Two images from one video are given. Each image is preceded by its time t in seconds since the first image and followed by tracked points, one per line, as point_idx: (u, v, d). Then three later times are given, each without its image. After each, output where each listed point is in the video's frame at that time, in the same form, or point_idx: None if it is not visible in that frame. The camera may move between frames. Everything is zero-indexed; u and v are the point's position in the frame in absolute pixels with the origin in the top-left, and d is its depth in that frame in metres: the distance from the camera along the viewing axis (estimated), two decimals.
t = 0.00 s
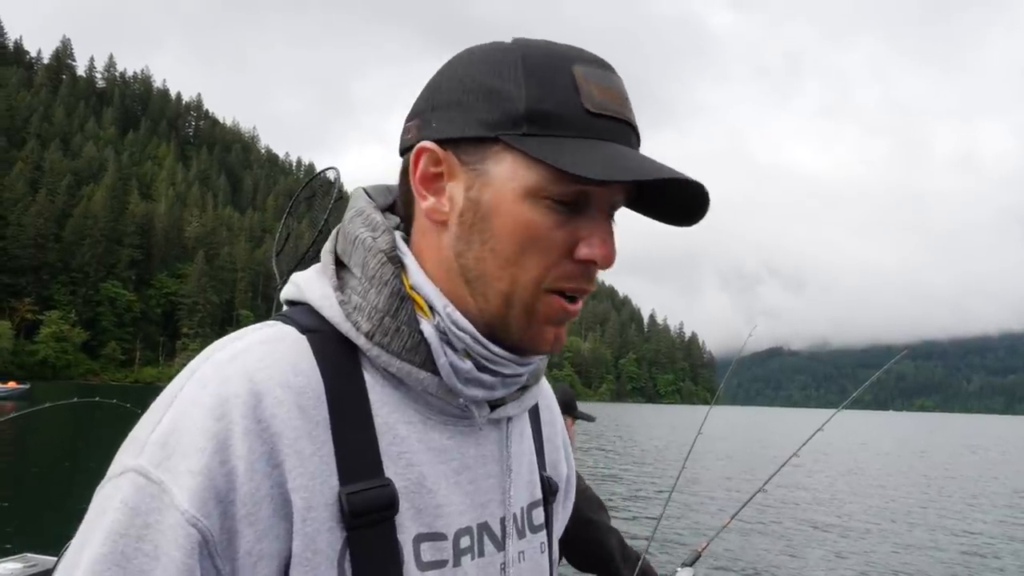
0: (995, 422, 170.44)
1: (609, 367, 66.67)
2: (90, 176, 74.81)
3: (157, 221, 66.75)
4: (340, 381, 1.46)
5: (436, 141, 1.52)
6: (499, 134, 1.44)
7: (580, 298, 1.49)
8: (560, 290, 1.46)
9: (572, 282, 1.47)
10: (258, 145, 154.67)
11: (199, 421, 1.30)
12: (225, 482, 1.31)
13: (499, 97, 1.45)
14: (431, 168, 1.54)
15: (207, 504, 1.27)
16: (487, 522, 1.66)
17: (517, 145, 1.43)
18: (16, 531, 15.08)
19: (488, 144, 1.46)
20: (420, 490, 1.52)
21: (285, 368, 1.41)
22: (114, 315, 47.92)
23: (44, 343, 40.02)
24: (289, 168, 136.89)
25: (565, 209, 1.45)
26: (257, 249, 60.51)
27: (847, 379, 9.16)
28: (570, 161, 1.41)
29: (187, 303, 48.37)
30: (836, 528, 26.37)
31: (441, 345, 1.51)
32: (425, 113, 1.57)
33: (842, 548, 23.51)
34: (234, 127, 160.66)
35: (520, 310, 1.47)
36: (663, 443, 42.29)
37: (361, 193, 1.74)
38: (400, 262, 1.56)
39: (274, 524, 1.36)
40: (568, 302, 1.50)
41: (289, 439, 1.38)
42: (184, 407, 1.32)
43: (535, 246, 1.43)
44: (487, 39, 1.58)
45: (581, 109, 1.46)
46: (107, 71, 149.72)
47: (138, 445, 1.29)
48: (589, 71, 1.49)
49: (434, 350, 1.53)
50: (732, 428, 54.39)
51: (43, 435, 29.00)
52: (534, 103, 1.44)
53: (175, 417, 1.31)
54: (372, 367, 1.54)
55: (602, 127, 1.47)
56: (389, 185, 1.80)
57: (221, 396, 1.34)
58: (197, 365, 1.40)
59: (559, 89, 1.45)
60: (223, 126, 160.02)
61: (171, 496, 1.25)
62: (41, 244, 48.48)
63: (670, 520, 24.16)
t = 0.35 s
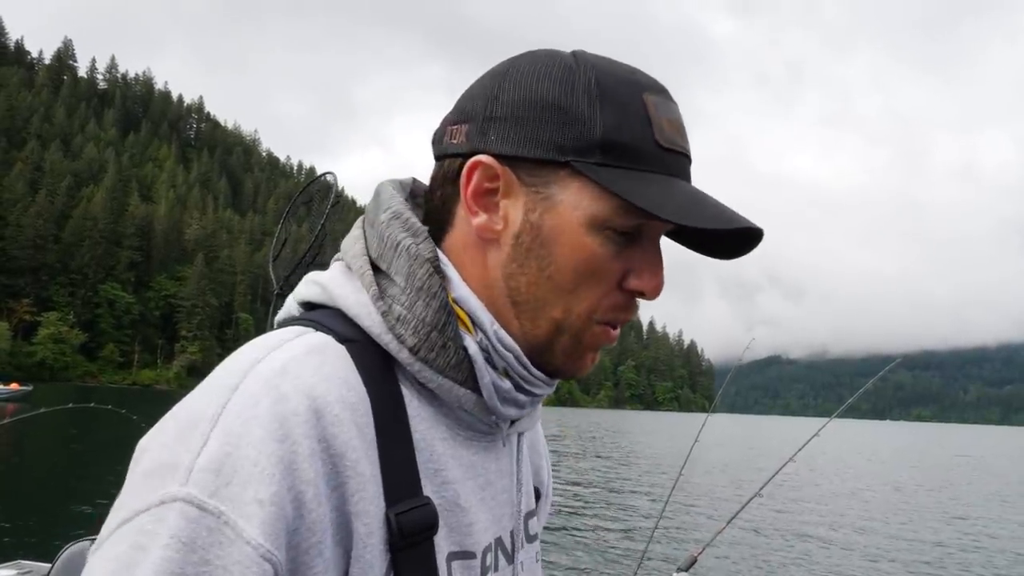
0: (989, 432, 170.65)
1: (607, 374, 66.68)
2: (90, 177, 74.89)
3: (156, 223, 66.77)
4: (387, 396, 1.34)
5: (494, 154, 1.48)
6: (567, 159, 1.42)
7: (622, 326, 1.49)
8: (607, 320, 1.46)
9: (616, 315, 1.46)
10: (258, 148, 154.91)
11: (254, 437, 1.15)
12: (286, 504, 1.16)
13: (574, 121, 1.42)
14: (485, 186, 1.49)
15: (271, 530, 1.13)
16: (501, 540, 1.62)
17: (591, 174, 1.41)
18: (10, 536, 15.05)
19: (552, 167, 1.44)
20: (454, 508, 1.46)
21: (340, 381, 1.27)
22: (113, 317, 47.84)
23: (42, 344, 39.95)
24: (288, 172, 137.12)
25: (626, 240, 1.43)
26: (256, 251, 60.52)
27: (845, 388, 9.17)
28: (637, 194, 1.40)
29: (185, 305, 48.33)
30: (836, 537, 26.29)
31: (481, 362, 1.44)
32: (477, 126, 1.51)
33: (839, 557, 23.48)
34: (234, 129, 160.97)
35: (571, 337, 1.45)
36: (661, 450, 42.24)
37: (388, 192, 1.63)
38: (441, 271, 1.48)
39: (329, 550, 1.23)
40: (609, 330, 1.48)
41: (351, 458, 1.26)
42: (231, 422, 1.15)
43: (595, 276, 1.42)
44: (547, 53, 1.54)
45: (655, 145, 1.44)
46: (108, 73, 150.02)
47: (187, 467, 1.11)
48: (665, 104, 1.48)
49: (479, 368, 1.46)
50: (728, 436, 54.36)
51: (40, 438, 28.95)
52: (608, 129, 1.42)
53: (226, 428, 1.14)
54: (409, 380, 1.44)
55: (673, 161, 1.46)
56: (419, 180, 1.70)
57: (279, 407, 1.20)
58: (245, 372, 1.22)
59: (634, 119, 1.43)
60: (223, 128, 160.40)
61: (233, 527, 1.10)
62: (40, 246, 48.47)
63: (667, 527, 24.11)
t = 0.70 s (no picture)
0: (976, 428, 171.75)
1: (598, 371, 66.82)
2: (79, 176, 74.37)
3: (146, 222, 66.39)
4: (400, 387, 1.31)
5: (488, 140, 1.48)
6: (560, 138, 1.44)
7: (616, 304, 1.53)
8: (604, 294, 1.49)
9: (607, 295, 1.50)
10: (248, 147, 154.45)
11: (290, 431, 1.09)
12: (324, 506, 1.10)
13: (564, 101, 1.44)
14: (479, 170, 1.49)
15: (316, 522, 1.08)
16: (507, 532, 1.62)
17: (584, 153, 1.43)
18: None
19: (545, 146, 1.45)
20: (468, 500, 1.46)
21: (360, 372, 1.23)
22: (103, 317, 47.51)
23: (31, 344, 39.59)
24: (279, 171, 136.78)
25: (617, 217, 1.47)
26: (246, 250, 60.31)
27: (833, 384, 9.22)
28: (626, 167, 1.43)
29: (176, 304, 48.06)
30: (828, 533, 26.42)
31: (489, 347, 1.44)
32: (466, 111, 1.51)
33: (830, 552, 23.60)
34: (224, 128, 160.18)
35: (570, 312, 1.48)
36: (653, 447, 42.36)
37: (379, 178, 1.58)
38: (446, 256, 1.45)
39: (371, 551, 1.18)
40: (603, 309, 1.52)
41: (381, 445, 1.22)
42: (261, 417, 1.09)
43: (590, 252, 1.45)
44: (532, 36, 1.54)
45: (640, 120, 1.47)
46: (97, 72, 149.16)
47: (219, 470, 1.04)
48: (646, 83, 1.51)
49: (486, 355, 1.46)
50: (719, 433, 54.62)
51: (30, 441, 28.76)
52: (600, 109, 1.44)
53: (253, 426, 1.08)
54: (417, 369, 1.42)
55: (660, 136, 1.49)
56: (416, 168, 1.68)
57: (310, 402, 1.13)
58: (264, 366, 1.15)
59: (621, 94, 1.45)
60: (213, 127, 159.56)
61: (279, 526, 1.05)
62: (29, 246, 48.14)
63: (659, 523, 24.19)
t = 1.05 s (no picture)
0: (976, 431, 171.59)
1: (596, 373, 66.87)
2: (77, 176, 74.38)
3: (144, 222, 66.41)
4: (393, 387, 1.33)
5: (469, 135, 1.49)
6: (535, 125, 1.46)
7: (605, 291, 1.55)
8: (592, 281, 1.52)
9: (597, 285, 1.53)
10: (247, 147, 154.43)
11: (286, 441, 1.10)
12: (324, 511, 1.11)
13: (536, 88, 1.46)
14: (456, 166, 1.51)
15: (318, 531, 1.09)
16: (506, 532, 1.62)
17: (558, 138, 1.46)
18: None
19: (521, 134, 1.47)
20: (469, 499, 1.47)
21: (348, 375, 1.23)
22: (100, 317, 47.43)
23: (28, 344, 39.58)
24: (278, 171, 136.79)
25: (600, 203, 1.49)
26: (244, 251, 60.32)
27: (831, 387, 9.25)
28: (604, 151, 1.45)
29: (174, 304, 48.04)
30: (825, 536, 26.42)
31: (484, 345, 1.46)
32: (440, 106, 1.53)
33: (826, 555, 23.63)
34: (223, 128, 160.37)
35: (557, 306, 1.50)
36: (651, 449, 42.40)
37: (365, 181, 1.59)
38: (435, 257, 1.46)
39: (374, 557, 1.18)
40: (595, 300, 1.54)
41: (378, 448, 1.23)
42: (257, 429, 1.09)
43: (575, 241, 1.47)
44: (502, 29, 1.57)
45: (616, 100, 1.49)
46: (96, 72, 149.26)
47: (215, 484, 1.05)
48: (619, 66, 1.54)
49: (478, 351, 1.47)
50: (717, 435, 54.63)
51: (27, 441, 28.79)
52: (575, 93, 1.46)
53: (248, 430, 1.09)
54: (410, 372, 1.43)
55: (637, 115, 1.51)
56: (401, 170, 1.69)
57: (303, 409, 1.14)
58: (253, 377, 1.15)
59: (592, 78, 1.48)
60: (212, 126, 159.69)
61: (280, 536, 1.05)
62: (26, 245, 48.16)
63: (656, 525, 24.22)
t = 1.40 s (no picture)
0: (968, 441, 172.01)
1: (590, 378, 66.87)
2: (71, 174, 74.12)
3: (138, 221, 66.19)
4: (363, 392, 1.37)
5: (423, 143, 1.52)
6: (480, 128, 1.49)
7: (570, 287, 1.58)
8: (553, 279, 1.54)
9: (561, 279, 1.55)
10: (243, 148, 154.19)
11: (239, 447, 1.15)
12: (279, 515, 1.14)
13: (478, 92, 1.49)
14: (407, 174, 1.55)
15: (270, 533, 1.13)
16: (491, 525, 1.67)
17: (503, 139, 1.48)
18: None
19: (468, 139, 1.50)
20: (442, 500, 1.51)
21: (303, 378, 1.27)
22: (92, 316, 47.14)
23: (18, 343, 39.32)
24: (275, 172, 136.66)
25: (554, 201, 1.52)
26: (238, 251, 60.15)
27: (823, 396, 9.27)
28: (552, 148, 1.47)
29: (166, 305, 47.84)
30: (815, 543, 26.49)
31: (449, 345, 1.50)
32: (389, 116, 1.57)
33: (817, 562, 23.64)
34: (219, 128, 160.34)
35: (521, 303, 1.53)
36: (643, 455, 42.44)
37: (333, 190, 1.59)
38: (399, 265, 1.50)
39: (339, 559, 1.22)
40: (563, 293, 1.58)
41: (335, 444, 1.26)
42: (212, 440, 1.14)
43: (529, 238, 1.49)
44: (448, 30, 1.61)
45: (564, 97, 1.52)
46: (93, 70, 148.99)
47: (173, 493, 1.10)
48: (566, 61, 1.56)
49: (443, 353, 1.51)
50: (710, 442, 54.69)
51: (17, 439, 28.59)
52: (522, 93, 1.49)
53: (206, 447, 1.13)
54: (378, 374, 1.47)
55: (582, 111, 1.54)
56: (370, 178, 1.71)
57: (260, 415, 1.19)
58: (215, 387, 1.21)
59: (536, 74, 1.51)
60: (208, 126, 159.45)
61: (230, 540, 1.09)
62: (18, 243, 47.93)
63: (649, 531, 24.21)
